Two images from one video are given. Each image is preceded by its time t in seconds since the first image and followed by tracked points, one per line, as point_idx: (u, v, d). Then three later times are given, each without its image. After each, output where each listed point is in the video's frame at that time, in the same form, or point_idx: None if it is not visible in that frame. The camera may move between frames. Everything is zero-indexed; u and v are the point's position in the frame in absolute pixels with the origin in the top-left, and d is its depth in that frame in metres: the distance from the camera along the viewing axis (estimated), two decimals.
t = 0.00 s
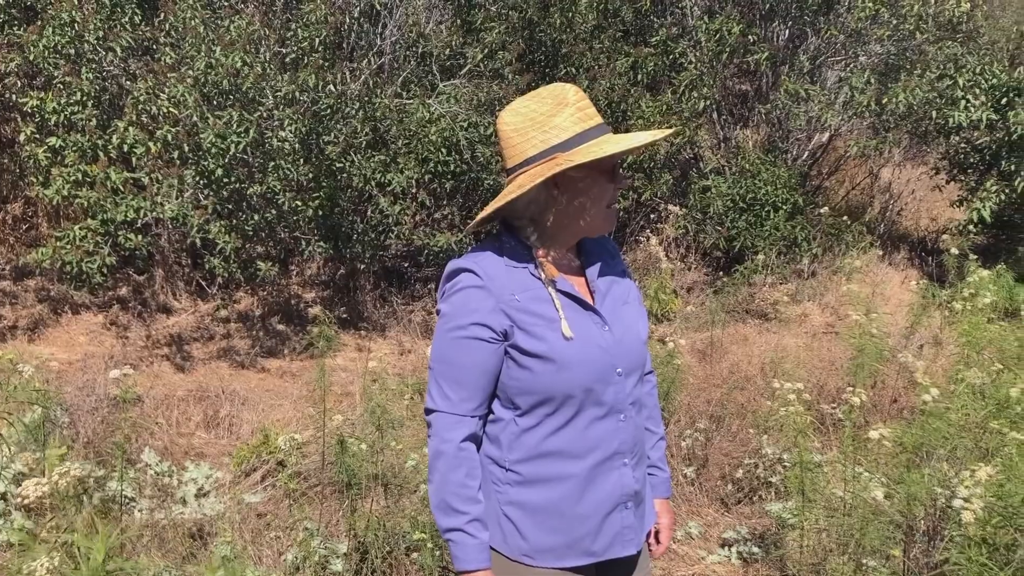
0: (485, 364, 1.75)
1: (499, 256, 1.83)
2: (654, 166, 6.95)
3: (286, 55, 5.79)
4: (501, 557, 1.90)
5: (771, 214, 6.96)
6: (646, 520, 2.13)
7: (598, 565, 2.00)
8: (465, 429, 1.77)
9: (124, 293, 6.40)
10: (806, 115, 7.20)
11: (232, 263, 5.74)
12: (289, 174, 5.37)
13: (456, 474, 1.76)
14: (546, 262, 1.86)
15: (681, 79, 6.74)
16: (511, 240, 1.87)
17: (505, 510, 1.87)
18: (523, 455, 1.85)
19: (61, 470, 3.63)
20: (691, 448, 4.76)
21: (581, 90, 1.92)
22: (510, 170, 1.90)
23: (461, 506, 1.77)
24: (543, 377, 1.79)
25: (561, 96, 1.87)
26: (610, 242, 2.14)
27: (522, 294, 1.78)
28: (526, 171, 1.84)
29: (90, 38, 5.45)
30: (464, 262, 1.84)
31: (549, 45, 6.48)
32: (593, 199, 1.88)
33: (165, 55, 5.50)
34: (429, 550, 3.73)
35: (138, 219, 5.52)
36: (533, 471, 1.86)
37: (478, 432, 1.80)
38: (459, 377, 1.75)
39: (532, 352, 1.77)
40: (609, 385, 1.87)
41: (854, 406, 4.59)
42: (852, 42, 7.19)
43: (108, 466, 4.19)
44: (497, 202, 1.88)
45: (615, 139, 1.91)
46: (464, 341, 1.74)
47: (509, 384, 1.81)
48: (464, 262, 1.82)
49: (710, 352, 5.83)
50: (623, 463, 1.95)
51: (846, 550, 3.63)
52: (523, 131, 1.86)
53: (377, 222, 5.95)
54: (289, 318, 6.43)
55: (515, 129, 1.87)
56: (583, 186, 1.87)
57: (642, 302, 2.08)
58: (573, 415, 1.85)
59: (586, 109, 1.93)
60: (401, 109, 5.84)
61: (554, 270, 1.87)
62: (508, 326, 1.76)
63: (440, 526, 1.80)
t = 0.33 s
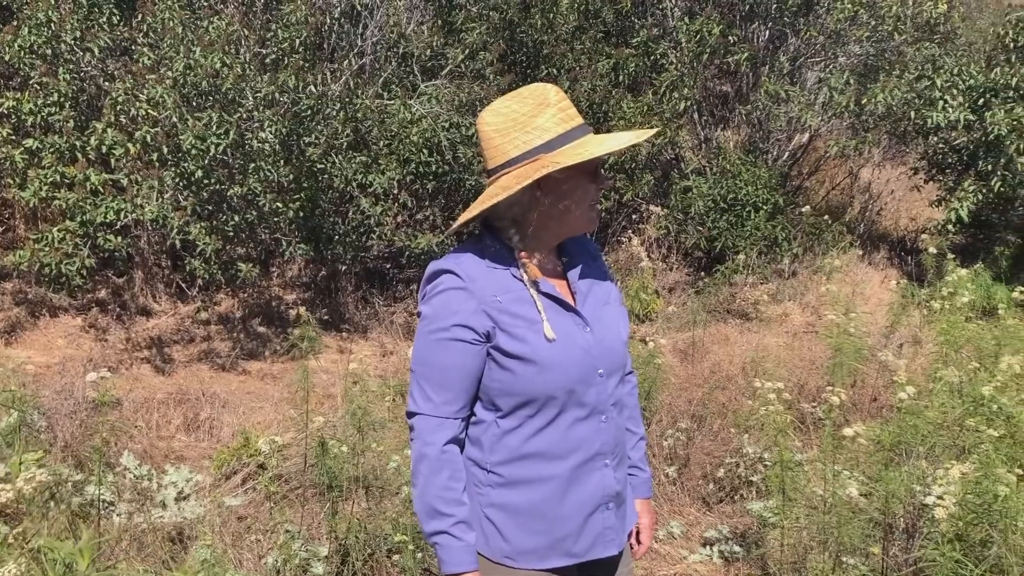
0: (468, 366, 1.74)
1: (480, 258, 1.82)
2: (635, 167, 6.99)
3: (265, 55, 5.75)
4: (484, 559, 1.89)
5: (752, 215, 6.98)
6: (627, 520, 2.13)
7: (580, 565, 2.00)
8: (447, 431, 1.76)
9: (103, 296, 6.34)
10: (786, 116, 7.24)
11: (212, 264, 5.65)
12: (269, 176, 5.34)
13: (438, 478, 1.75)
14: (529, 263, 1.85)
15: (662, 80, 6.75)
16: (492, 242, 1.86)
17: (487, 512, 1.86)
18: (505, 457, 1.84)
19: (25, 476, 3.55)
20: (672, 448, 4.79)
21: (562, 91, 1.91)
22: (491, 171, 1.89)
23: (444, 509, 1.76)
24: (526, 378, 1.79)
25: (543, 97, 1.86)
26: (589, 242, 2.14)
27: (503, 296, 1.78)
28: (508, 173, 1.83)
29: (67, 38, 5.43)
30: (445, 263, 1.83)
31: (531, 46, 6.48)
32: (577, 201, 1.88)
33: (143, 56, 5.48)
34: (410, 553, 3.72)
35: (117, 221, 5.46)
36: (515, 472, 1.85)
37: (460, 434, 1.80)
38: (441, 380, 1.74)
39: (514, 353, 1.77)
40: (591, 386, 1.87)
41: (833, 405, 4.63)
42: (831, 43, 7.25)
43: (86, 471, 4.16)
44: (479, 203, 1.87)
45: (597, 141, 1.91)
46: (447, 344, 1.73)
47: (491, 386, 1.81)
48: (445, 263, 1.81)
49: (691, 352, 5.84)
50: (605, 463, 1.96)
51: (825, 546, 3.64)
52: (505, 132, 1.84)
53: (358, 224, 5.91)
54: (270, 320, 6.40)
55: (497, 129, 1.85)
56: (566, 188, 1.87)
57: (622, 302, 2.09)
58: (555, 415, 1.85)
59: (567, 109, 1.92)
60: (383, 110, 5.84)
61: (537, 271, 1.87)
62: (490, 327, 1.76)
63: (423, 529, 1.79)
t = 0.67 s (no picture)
0: (448, 366, 1.74)
1: (461, 259, 1.81)
2: (610, 167, 7.03)
3: (237, 57, 5.73)
4: (463, 560, 1.88)
5: (725, 214, 7.01)
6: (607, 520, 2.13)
7: (560, 566, 2.00)
8: (427, 432, 1.75)
9: (74, 299, 6.26)
10: (759, 117, 7.27)
11: (184, 266, 5.59)
12: (242, 177, 5.30)
13: (418, 478, 1.74)
14: (512, 265, 1.85)
15: (636, 81, 6.82)
16: (474, 242, 1.84)
17: (467, 513, 1.85)
18: (486, 457, 1.84)
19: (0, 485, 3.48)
20: (648, 448, 4.80)
21: (543, 92, 1.89)
22: (472, 171, 1.85)
23: (423, 510, 1.75)
24: (506, 378, 1.79)
25: (526, 98, 1.83)
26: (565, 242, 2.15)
27: (484, 296, 1.77)
28: (494, 175, 1.81)
29: (35, 38, 5.37)
30: (426, 263, 1.82)
31: (505, 47, 6.44)
32: (562, 204, 1.88)
33: (113, 57, 5.43)
34: (384, 556, 3.72)
35: (87, 223, 5.41)
36: (495, 472, 1.84)
37: (440, 435, 1.79)
38: (421, 380, 1.73)
39: (495, 353, 1.76)
40: (571, 385, 1.87)
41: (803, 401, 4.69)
42: (804, 44, 7.28)
43: (56, 477, 4.12)
44: (462, 204, 1.83)
45: (579, 144, 1.91)
46: (427, 344, 1.72)
47: (472, 386, 1.80)
48: (426, 263, 1.80)
49: (666, 351, 5.86)
50: (585, 463, 1.96)
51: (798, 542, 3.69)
52: (490, 133, 1.81)
53: (332, 225, 5.90)
54: (244, 323, 6.34)
55: (481, 130, 1.82)
56: (553, 191, 1.86)
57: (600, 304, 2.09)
58: (535, 415, 1.84)
59: (548, 111, 1.91)
60: (356, 111, 5.81)
61: (519, 272, 1.86)
62: (471, 327, 1.75)
63: (403, 531, 1.78)
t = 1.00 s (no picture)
0: (433, 365, 1.73)
1: (445, 258, 1.81)
2: (578, 168, 7.10)
3: (202, 57, 5.67)
4: (451, 561, 1.87)
5: (693, 214, 7.04)
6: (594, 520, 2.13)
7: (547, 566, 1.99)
8: (413, 431, 1.74)
9: (36, 303, 6.14)
10: (726, 117, 7.33)
11: (149, 270, 5.52)
12: (207, 179, 5.21)
13: (403, 478, 1.73)
14: (497, 265, 1.86)
15: (604, 82, 6.89)
16: (458, 243, 1.85)
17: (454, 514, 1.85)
18: (472, 457, 1.83)
19: None
20: (617, 448, 4.82)
21: (523, 94, 1.90)
22: (454, 173, 1.86)
23: (409, 510, 1.74)
24: (492, 376, 1.78)
25: (506, 101, 1.85)
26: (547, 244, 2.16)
27: (469, 294, 1.78)
28: (476, 176, 1.82)
29: None
30: (409, 263, 1.82)
31: (473, 48, 6.41)
32: (546, 205, 1.89)
33: (74, 57, 5.38)
34: (351, 561, 3.70)
35: (48, 227, 5.38)
36: (482, 472, 1.84)
37: (426, 435, 1.78)
38: (407, 379, 1.72)
39: (481, 351, 1.76)
40: (557, 383, 1.88)
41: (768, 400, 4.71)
42: (769, 45, 7.35)
43: (15, 484, 4.07)
44: (446, 206, 1.84)
45: (561, 145, 1.92)
46: (413, 343, 1.72)
47: (458, 385, 1.80)
48: (409, 263, 1.80)
49: (635, 351, 5.86)
50: (572, 462, 1.96)
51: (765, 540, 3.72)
52: (471, 135, 1.82)
53: (300, 227, 5.81)
54: (211, 326, 6.26)
55: (462, 132, 1.82)
56: (537, 192, 1.87)
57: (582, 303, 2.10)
58: (522, 413, 1.84)
59: (528, 113, 1.92)
60: (323, 112, 5.79)
61: (503, 272, 1.88)
62: (456, 325, 1.76)
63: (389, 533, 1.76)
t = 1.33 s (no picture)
0: (422, 360, 1.76)
1: (429, 254, 1.85)
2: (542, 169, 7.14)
3: (158, 57, 5.62)
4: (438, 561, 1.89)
5: (655, 214, 7.13)
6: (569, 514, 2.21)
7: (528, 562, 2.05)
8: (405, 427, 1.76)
9: None
10: (688, 118, 7.39)
11: (105, 273, 5.47)
12: (164, 180, 5.20)
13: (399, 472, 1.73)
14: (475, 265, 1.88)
15: (567, 82, 6.93)
16: (437, 239, 1.88)
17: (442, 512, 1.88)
18: (460, 454, 1.87)
19: None
20: (581, 448, 4.86)
21: (511, 97, 1.93)
22: (434, 169, 1.91)
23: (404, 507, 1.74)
24: (479, 372, 1.83)
25: (491, 101, 1.88)
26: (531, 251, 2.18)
27: (455, 290, 1.81)
28: (450, 173, 1.86)
29: None
30: (394, 259, 1.85)
31: (436, 47, 6.41)
32: (518, 210, 1.92)
33: (25, 56, 5.32)
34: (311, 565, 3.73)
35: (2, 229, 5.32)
36: (469, 469, 1.88)
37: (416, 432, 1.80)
38: (397, 376, 1.74)
39: (469, 346, 1.81)
40: (541, 378, 1.94)
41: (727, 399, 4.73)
42: (729, 46, 7.44)
43: None
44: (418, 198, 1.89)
45: (541, 151, 1.94)
46: (403, 339, 1.74)
47: (446, 382, 1.83)
48: (395, 260, 1.82)
49: (599, 351, 5.86)
50: (554, 457, 2.03)
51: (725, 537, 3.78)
52: (450, 132, 1.86)
53: (259, 228, 5.81)
54: (170, 329, 6.18)
55: (442, 129, 1.87)
56: (510, 196, 1.90)
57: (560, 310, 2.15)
58: (508, 409, 1.90)
59: (514, 116, 1.94)
60: (283, 114, 5.83)
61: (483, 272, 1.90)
62: (444, 321, 1.79)
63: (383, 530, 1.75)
